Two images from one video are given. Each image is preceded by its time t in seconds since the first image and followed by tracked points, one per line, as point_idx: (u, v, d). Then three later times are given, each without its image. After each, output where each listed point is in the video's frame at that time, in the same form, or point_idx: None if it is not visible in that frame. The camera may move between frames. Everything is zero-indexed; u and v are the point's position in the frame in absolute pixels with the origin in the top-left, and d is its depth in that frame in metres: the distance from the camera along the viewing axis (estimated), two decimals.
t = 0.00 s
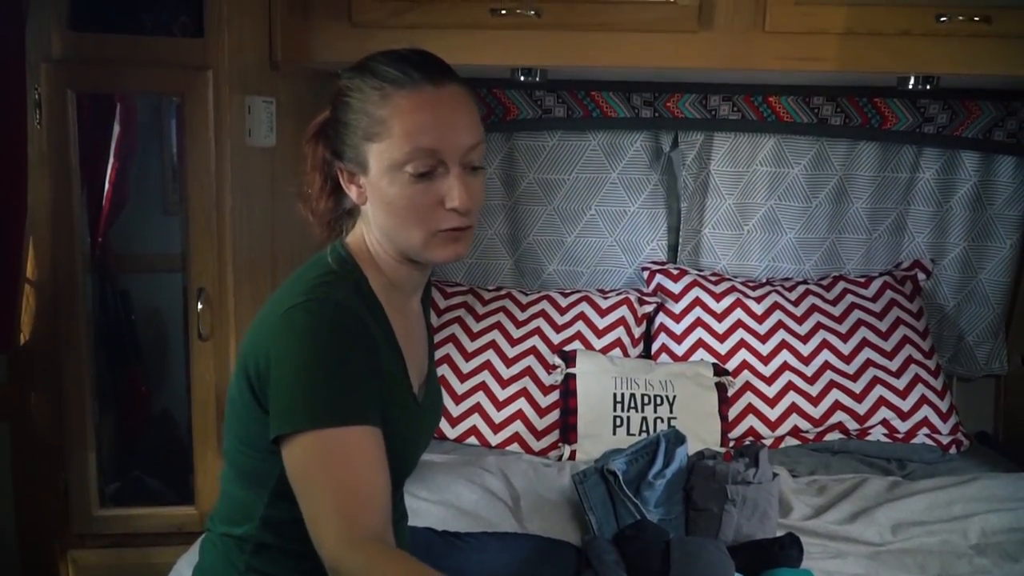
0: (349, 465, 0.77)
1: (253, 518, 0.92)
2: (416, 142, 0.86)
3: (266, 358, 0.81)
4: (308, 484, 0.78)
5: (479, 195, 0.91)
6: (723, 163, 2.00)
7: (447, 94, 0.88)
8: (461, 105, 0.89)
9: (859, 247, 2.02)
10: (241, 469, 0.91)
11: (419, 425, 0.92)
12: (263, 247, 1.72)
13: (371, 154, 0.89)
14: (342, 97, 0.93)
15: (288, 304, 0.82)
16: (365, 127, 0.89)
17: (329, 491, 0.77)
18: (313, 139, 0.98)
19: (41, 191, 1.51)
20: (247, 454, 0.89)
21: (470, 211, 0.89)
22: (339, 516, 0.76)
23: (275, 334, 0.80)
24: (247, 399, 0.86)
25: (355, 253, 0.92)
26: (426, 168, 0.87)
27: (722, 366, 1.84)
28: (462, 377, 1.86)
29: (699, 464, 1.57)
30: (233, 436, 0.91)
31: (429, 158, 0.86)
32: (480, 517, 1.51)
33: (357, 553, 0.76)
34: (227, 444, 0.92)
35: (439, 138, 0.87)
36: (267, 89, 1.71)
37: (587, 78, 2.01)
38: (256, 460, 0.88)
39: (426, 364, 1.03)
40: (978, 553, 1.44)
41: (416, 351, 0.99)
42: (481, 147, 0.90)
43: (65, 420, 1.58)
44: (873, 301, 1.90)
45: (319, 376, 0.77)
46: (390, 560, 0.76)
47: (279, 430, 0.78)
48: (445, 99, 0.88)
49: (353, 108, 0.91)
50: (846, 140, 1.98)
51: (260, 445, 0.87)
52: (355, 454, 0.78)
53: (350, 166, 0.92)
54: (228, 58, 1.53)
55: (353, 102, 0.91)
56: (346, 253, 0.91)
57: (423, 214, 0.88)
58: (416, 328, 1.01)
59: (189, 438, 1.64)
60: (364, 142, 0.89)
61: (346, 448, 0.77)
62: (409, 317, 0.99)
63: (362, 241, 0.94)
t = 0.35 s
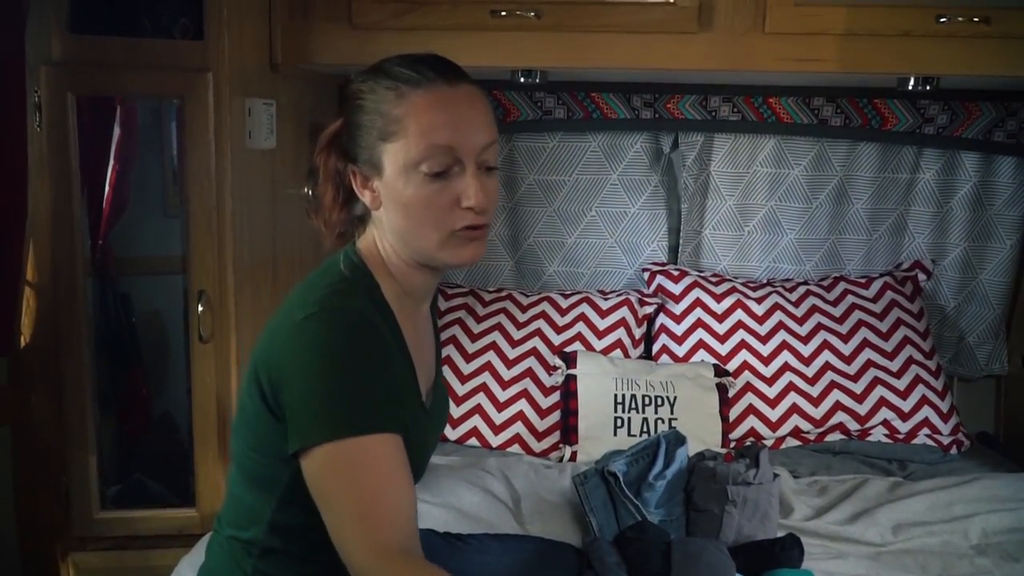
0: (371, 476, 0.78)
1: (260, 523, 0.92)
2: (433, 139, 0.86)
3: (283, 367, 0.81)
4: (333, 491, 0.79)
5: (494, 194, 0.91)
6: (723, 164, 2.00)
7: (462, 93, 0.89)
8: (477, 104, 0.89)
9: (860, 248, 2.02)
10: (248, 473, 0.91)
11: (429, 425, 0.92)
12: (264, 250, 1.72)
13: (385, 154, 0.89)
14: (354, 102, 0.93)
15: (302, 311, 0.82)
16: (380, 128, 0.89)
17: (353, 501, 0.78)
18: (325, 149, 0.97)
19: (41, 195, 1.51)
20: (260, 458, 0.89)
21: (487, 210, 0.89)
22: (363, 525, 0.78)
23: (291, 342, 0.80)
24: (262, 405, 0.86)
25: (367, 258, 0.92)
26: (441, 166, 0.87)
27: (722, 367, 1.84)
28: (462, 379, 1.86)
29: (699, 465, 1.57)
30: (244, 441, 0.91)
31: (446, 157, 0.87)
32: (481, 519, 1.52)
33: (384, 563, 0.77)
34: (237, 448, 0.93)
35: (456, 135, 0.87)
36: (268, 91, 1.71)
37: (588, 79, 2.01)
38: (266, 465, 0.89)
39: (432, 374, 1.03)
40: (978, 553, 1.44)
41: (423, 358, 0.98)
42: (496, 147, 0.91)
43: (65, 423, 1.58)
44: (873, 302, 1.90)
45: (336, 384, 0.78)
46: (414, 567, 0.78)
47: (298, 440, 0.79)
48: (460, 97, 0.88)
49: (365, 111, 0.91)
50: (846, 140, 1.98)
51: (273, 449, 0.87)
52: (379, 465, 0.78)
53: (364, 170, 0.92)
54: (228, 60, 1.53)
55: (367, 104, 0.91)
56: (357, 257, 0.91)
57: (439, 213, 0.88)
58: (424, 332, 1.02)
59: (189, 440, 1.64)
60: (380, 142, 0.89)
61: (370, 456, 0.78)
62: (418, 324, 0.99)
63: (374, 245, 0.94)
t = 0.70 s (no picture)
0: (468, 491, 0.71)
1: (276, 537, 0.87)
2: (427, 162, 0.82)
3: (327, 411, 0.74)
4: (426, 529, 0.71)
5: (498, 207, 0.87)
6: (722, 163, 2.00)
7: (454, 106, 0.84)
8: (470, 116, 0.84)
9: (859, 247, 2.03)
10: (253, 484, 0.88)
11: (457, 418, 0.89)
12: (263, 248, 1.72)
13: (380, 180, 0.86)
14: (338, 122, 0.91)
15: (339, 351, 0.74)
16: (370, 152, 0.86)
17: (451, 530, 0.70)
18: (314, 165, 0.97)
19: (41, 193, 1.51)
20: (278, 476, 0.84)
21: (492, 227, 0.85)
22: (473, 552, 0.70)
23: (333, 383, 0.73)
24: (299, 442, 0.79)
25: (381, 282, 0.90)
26: (441, 189, 0.83)
27: (722, 366, 1.84)
28: (462, 377, 1.86)
29: (698, 464, 1.57)
30: (267, 470, 0.86)
31: (445, 179, 0.83)
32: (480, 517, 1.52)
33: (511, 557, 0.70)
34: (251, 469, 0.88)
35: (451, 154, 0.83)
36: (266, 89, 1.70)
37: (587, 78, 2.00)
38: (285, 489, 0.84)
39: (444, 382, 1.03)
40: (977, 552, 1.45)
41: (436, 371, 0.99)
42: (496, 158, 0.87)
43: (65, 421, 1.58)
44: (872, 301, 1.90)
45: (398, 423, 0.71)
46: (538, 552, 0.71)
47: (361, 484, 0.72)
48: (453, 111, 0.84)
49: (349, 133, 0.89)
50: (845, 140, 1.98)
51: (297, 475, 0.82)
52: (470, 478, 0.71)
53: (359, 197, 0.89)
54: (227, 59, 1.53)
55: (353, 126, 0.88)
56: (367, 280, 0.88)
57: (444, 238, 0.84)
58: (436, 343, 1.00)
59: (189, 438, 1.64)
60: (371, 166, 0.86)
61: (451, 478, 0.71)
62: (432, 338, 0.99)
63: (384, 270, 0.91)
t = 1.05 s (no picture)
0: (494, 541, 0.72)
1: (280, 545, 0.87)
2: (439, 202, 0.79)
3: (339, 450, 0.72)
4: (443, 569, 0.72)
5: (512, 239, 0.85)
6: (720, 159, 2.00)
7: (463, 138, 0.80)
8: (483, 148, 0.81)
9: (857, 243, 2.03)
10: (253, 488, 0.87)
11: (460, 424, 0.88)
12: (260, 245, 1.72)
13: (388, 216, 0.83)
14: (339, 141, 0.88)
15: (350, 387, 0.72)
16: (374, 184, 0.83)
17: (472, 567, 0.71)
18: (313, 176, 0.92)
19: (38, 190, 1.51)
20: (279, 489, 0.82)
21: (506, 264, 0.84)
22: None
23: (346, 418, 0.71)
24: (305, 474, 0.78)
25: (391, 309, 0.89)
26: (453, 228, 0.80)
27: (720, 363, 1.84)
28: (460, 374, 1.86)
29: (696, 461, 1.57)
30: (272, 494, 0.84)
31: (457, 219, 0.80)
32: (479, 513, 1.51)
33: None
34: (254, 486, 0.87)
35: (466, 193, 0.79)
36: (263, 86, 1.70)
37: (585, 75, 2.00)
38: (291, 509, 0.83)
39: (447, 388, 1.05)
40: (975, 548, 1.45)
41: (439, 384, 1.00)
42: (512, 188, 0.84)
43: (63, 418, 1.58)
44: (870, 297, 1.90)
45: (414, 463, 0.69)
46: None
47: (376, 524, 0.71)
48: (464, 145, 0.80)
49: (352, 158, 0.86)
50: (843, 136, 1.98)
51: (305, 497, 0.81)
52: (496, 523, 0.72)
53: (366, 227, 0.87)
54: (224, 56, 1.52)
55: (355, 151, 0.85)
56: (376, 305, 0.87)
57: (457, 275, 0.83)
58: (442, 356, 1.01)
59: (188, 435, 1.64)
60: (378, 201, 0.84)
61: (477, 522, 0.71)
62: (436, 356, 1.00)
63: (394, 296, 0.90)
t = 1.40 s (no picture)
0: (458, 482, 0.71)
1: (273, 526, 0.86)
2: (402, 143, 0.80)
3: (319, 396, 0.72)
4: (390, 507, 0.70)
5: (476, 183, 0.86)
6: (720, 153, 1.99)
7: (422, 83, 0.82)
8: (441, 91, 0.83)
9: (858, 238, 2.02)
10: (245, 470, 0.87)
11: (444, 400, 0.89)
12: (260, 240, 1.73)
13: (355, 166, 0.83)
14: (310, 107, 0.87)
15: (330, 335, 0.73)
16: (343, 138, 0.83)
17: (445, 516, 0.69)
18: (286, 155, 0.95)
19: (39, 185, 1.51)
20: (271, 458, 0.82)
21: (472, 202, 0.84)
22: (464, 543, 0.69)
23: (328, 366, 0.72)
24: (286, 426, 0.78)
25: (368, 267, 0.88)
26: (418, 169, 0.81)
27: (720, 357, 1.83)
28: (460, 368, 1.86)
29: (696, 455, 1.57)
30: (258, 457, 0.84)
31: (421, 158, 0.81)
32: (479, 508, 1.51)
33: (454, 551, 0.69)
34: (245, 460, 0.86)
35: (427, 134, 0.81)
36: (263, 81, 1.71)
37: (586, 69, 2.00)
38: (279, 480, 0.83)
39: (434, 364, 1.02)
40: (976, 543, 1.44)
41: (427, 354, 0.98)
42: (471, 134, 0.86)
43: (64, 411, 1.59)
44: (871, 292, 1.90)
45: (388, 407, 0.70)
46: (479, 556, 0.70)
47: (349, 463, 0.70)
48: (421, 90, 0.82)
49: (321, 119, 0.85)
50: (844, 130, 1.98)
51: (289, 463, 0.81)
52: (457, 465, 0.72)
53: (336, 184, 0.87)
54: (224, 50, 1.53)
55: (321, 111, 0.85)
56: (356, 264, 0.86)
57: (427, 217, 0.83)
58: (426, 329, 1.00)
59: (188, 429, 1.65)
60: (345, 154, 0.84)
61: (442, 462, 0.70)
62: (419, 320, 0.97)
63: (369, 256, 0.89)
